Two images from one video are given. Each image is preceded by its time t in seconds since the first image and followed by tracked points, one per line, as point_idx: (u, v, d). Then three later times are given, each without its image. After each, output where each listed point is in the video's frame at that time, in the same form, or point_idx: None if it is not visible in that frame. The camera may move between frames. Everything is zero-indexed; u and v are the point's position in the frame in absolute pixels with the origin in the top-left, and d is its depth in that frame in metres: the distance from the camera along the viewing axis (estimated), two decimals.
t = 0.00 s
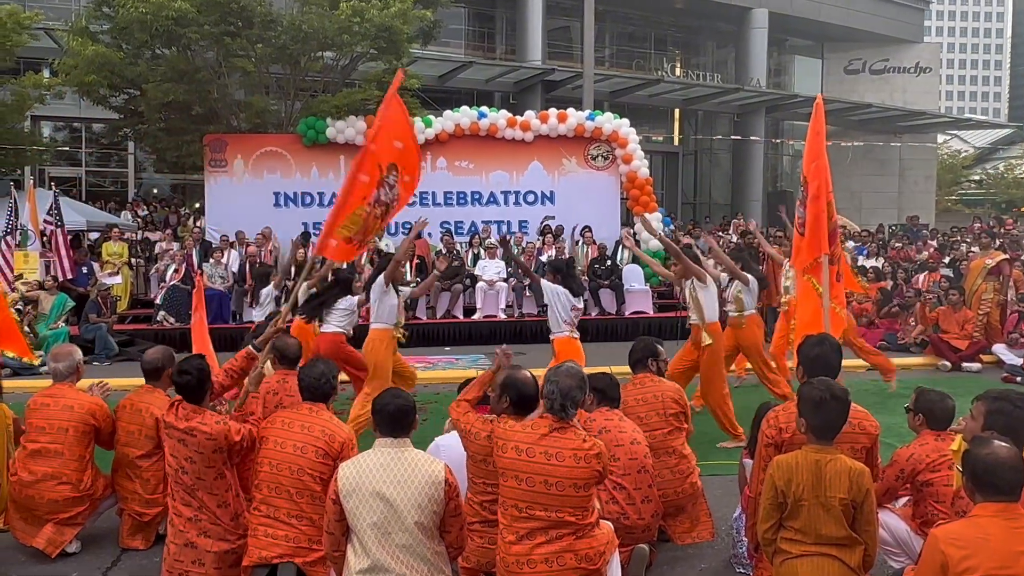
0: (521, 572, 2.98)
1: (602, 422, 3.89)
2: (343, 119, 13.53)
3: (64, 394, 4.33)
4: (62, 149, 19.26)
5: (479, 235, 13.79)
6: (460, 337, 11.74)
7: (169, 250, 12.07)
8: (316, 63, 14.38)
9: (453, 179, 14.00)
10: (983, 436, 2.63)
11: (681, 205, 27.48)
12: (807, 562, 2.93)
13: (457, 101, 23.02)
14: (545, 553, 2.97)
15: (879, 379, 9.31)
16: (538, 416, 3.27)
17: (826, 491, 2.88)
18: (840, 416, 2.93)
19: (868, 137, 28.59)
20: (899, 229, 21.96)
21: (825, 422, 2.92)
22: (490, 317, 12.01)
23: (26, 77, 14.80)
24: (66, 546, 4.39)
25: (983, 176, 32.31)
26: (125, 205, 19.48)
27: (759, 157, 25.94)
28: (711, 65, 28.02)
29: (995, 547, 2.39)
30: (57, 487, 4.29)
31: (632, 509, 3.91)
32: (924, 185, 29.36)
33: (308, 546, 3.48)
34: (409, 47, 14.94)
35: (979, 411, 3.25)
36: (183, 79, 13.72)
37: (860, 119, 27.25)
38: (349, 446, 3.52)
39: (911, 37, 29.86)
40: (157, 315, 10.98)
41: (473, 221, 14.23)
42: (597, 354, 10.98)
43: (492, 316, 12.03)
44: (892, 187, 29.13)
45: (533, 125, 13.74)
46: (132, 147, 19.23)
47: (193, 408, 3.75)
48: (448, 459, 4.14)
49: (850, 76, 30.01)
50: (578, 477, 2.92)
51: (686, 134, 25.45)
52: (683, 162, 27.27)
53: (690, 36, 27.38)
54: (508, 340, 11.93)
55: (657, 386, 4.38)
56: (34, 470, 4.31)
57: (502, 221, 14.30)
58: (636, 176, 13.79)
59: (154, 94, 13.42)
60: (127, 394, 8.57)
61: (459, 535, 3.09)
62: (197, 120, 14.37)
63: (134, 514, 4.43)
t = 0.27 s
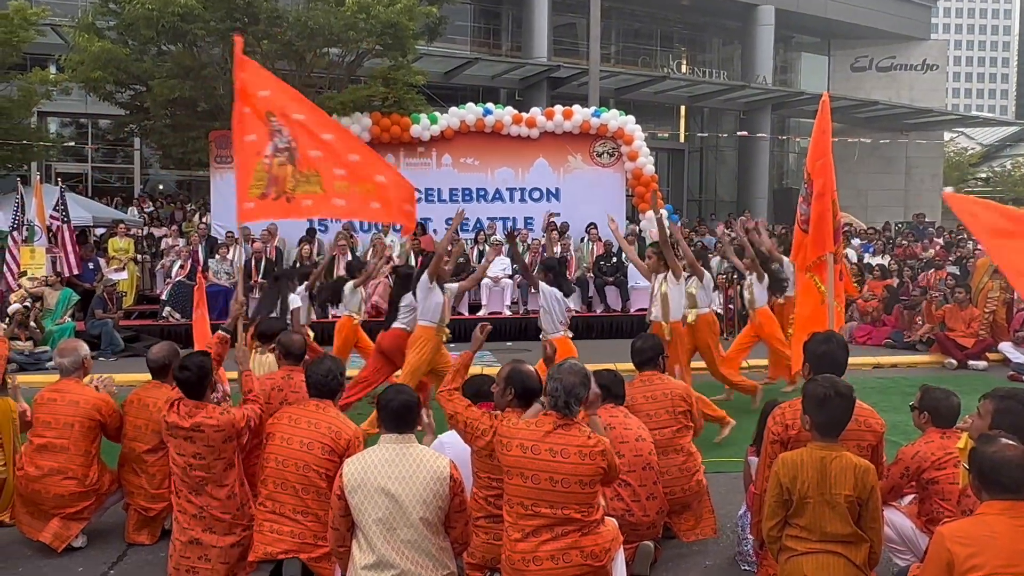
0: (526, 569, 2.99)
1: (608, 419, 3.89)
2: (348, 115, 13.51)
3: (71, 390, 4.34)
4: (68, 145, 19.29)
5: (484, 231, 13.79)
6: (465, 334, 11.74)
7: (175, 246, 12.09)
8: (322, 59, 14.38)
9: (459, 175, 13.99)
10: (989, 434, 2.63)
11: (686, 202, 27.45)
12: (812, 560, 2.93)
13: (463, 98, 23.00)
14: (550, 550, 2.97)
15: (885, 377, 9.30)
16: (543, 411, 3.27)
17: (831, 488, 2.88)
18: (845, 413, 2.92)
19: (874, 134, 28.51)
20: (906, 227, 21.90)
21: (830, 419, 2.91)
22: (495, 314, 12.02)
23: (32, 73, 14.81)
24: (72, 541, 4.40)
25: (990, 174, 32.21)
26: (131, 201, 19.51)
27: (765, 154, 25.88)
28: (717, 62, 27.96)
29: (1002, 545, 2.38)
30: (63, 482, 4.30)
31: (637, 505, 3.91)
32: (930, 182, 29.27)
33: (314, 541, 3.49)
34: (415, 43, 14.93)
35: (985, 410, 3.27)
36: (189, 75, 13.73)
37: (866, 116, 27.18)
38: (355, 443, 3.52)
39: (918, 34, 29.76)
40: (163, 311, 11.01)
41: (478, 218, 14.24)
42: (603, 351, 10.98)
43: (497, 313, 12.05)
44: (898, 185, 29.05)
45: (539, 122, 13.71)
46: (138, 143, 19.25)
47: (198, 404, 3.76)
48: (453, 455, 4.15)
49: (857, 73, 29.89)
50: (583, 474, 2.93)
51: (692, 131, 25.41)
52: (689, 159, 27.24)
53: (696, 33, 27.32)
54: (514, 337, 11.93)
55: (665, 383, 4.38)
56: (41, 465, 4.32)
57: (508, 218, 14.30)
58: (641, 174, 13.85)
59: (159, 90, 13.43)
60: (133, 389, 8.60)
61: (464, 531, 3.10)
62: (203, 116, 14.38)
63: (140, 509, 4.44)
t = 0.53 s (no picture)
0: (528, 566, 2.99)
1: (610, 416, 3.89)
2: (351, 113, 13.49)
3: (74, 387, 4.35)
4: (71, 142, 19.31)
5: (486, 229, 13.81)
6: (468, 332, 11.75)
7: (178, 243, 12.10)
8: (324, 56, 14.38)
9: (461, 173, 13.99)
10: (991, 433, 2.63)
11: (689, 200, 27.47)
12: (813, 558, 2.93)
13: (465, 95, 22.98)
14: (552, 547, 2.97)
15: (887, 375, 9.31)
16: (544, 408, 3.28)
17: (833, 485, 2.88)
18: (847, 410, 2.92)
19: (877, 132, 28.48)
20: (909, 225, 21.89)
21: (832, 416, 2.91)
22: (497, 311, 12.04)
23: (35, 71, 14.82)
24: (75, 537, 4.41)
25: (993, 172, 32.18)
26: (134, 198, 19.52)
27: (768, 152, 25.84)
28: (719, 59, 27.95)
29: (1004, 541, 2.38)
30: (66, 479, 4.30)
31: (638, 503, 3.91)
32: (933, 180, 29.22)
33: (316, 539, 3.50)
34: (418, 40, 14.92)
35: (987, 408, 3.29)
36: (192, 72, 13.74)
37: (870, 114, 27.14)
38: (358, 440, 3.52)
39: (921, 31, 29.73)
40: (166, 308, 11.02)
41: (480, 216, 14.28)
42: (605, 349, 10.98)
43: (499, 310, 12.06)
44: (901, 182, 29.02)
45: (541, 119, 13.62)
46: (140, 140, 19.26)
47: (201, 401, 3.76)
48: (455, 452, 4.15)
49: (860, 71, 29.82)
50: (585, 472, 2.93)
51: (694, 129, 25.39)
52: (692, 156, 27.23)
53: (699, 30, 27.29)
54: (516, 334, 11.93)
55: (669, 381, 4.38)
56: (44, 462, 4.32)
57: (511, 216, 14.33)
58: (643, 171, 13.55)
59: (162, 87, 13.43)
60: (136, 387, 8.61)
61: (466, 528, 3.10)
62: (205, 113, 14.39)
63: (143, 506, 4.44)
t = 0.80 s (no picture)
0: (529, 566, 2.99)
1: (611, 414, 3.90)
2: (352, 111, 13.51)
3: (75, 385, 4.35)
4: (72, 140, 19.31)
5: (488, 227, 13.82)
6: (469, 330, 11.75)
7: (179, 241, 12.10)
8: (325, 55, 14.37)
9: (462, 171, 13.99)
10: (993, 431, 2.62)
11: (690, 198, 27.48)
12: (814, 556, 2.92)
13: (466, 94, 22.96)
14: (553, 546, 2.97)
15: (888, 373, 9.29)
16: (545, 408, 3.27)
17: (835, 484, 2.88)
18: (849, 408, 2.91)
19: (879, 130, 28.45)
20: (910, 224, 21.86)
21: (834, 414, 2.91)
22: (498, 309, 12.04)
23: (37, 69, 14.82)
24: (76, 535, 4.41)
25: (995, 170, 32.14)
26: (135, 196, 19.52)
27: (769, 150, 25.81)
28: (721, 58, 27.93)
29: (1006, 541, 2.38)
30: (68, 477, 4.31)
31: (640, 501, 3.91)
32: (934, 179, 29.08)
33: (317, 537, 3.50)
34: (419, 39, 14.92)
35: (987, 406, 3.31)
36: (193, 71, 13.74)
37: (871, 113, 27.11)
38: (360, 439, 3.52)
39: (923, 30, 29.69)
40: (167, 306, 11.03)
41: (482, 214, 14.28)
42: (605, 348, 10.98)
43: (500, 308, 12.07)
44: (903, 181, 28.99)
45: (543, 118, 13.69)
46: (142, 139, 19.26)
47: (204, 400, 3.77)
48: (455, 450, 4.15)
49: (862, 70, 29.70)
50: (586, 471, 2.92)
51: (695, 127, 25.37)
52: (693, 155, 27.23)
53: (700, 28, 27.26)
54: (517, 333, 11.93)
55: (673, 380, 4.37)
56: (46, 460, 4.33)
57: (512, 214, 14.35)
58: (644, 169, 13.64)
59: (163, 86, 13.43)
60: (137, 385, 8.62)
61: (466, 527, 3.10)
62: (206, 112, 14.38)
63: (144, 505, 4.45)
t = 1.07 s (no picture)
0: (529, 564, 2.99)
1: (611, 413, 3.91)
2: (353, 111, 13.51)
3: (76, 384, 4.35)
4: (72, 140, 19.31)
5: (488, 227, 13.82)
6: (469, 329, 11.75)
7: (180, 241, 12.10)
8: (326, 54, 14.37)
9: (463, 170, 13.99)
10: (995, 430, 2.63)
11: (690, 197, 27.46)
12: (815, 554, 2.93)
13: (467, 93, 22.96)
14: (553, 545, 2.97)
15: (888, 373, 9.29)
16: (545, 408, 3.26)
17: (836, 483, 2.88)
18: (850, 407, 2.91)
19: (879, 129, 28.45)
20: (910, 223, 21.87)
21: (835, 413, 2.91)
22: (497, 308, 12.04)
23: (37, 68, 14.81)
24: (77, 534, 4.42)
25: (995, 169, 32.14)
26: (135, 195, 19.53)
27: (769, 150, 25.81)
28: (721, 57, 27.93)
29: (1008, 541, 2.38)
30: (69, 476, 4.31)
31: (640, 500, 3.91)
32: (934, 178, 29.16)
33: (318, 536, 3.50)
34: (419, 38, 14.90)
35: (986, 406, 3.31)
36: (194, 70, 13.74)
37: (871, 112, 27.11)
38: (362, 439, 3.52)
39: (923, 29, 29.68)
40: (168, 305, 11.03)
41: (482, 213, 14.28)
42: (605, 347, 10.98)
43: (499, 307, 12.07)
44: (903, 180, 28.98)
45: (543, 117, 13.69)
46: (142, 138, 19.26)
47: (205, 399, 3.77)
48: (456, 449, 4.15)
49: (863, 68, 29.67)
50: (586, 470, 2.92)
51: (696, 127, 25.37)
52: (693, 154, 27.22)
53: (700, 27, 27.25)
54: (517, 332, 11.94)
55: (675, 380, 4.36)
56: (47, 459, 4.33)
57: (512, 213, 14.33)
58: (645, 169, 13.76)
59: (164, 85, 13.42)
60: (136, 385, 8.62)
61: (466, 526, 3.10)
62: (206, 111, 14.38)
63: (145, 504, 4.45)
